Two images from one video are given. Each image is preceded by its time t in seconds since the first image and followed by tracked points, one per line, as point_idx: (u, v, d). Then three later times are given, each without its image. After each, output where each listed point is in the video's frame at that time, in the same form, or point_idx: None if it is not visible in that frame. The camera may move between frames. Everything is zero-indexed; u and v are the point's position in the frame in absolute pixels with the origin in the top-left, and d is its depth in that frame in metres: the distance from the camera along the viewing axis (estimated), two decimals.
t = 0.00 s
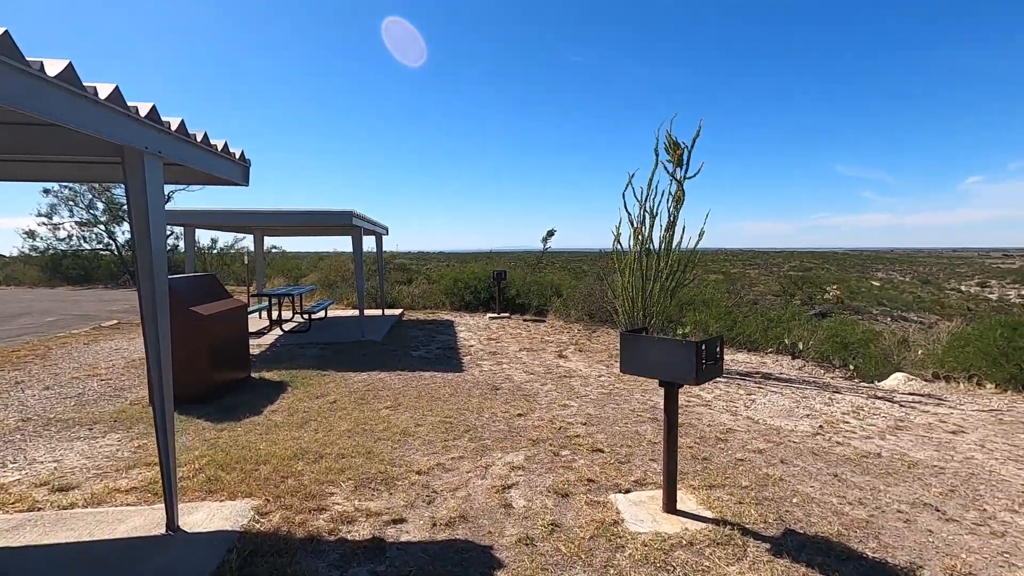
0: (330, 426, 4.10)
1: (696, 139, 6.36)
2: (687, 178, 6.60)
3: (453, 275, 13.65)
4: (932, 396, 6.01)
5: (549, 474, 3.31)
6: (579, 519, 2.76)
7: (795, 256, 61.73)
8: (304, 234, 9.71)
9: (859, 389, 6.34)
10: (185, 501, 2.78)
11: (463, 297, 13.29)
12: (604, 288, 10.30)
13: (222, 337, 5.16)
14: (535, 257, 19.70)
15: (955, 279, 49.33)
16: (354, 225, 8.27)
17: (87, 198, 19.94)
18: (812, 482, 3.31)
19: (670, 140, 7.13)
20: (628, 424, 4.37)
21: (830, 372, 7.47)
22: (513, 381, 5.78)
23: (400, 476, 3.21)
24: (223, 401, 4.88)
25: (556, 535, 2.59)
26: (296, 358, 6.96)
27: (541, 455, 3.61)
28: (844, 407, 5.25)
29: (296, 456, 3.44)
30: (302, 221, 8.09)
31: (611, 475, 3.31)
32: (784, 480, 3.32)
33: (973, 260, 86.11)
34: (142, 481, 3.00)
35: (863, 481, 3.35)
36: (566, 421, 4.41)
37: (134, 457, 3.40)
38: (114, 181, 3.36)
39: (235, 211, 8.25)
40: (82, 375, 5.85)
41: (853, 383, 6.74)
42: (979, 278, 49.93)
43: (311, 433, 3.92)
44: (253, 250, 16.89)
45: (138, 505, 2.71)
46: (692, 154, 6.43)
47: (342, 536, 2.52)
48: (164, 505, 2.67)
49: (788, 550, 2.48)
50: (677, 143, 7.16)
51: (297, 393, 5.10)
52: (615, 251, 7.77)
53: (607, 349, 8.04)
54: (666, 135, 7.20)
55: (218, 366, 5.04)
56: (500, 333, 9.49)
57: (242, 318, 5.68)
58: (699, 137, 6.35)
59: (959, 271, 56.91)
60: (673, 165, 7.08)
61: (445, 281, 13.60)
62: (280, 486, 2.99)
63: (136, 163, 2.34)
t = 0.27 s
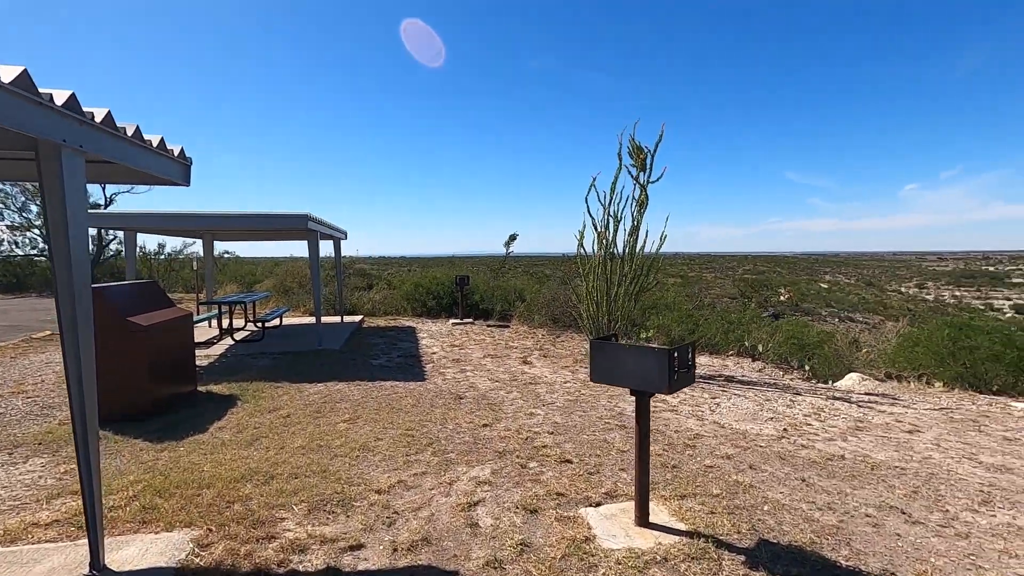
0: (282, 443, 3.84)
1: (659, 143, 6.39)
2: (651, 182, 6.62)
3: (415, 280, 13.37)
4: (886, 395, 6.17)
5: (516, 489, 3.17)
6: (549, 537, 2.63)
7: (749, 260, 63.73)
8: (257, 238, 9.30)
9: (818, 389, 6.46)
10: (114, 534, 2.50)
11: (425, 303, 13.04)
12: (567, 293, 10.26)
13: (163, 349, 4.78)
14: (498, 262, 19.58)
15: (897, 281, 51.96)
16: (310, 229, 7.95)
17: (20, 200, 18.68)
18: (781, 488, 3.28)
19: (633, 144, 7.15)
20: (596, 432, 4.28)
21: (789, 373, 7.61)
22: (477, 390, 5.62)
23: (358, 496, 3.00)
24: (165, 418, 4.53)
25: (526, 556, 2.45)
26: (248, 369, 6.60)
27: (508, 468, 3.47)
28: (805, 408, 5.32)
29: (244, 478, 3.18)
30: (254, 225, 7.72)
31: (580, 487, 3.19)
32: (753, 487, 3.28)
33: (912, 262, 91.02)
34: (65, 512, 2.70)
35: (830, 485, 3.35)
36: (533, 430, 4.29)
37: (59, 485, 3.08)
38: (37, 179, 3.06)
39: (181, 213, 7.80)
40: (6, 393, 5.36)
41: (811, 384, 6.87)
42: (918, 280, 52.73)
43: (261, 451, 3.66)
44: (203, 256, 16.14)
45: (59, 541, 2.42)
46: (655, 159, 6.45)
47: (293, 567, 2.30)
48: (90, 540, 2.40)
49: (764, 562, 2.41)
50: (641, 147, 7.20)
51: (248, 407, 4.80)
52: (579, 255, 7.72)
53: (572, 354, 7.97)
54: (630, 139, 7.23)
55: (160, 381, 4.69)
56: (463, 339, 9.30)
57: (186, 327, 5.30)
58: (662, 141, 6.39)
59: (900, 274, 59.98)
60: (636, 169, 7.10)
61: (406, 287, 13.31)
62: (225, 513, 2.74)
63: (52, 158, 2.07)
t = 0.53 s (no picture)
0: (236, 464, 3.56)
1: (629, 149, 6.39)
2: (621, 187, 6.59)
3: (379, 286, 13.02)
4: (850, 399, 6.27)
5: (491, 508, 3.00)
6: (529, 562, 2.47)
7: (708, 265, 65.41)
8: (210, 242, 8.84)
9: (785, 394, 6.52)
10: None
11: (389, 309, 12.71)
12: (536, 298, 10.16)
13: (102, 364, 4.40)
14: (464, 267, 19.33)
15: (847, 285, 54.15)
16: (268, 233, 7.59)
17: None
18: (761, 500, 3.21)
19: (603, 150, 7.13)
20: (571, 444, 4.15)
21: (755, 378, 7.68)
22: (446, 400, 5.42)
23: (320, 523, 2.78)
24: (105, 439, 4.17)
25: None
26: (200, 383, 6.21)
27: (481, 486, 3.30)
28: (775, 414, 5.33)
29: (193, 506, 2.91)
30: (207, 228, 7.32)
31: (558, 505, 3.05)
32: (733, 499, 3.21)
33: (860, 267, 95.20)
34: None
35: (808, 495, 3.31)
36: (505, 443, 4.12)
37: None
38: None
39: (125, 216, 7.31)
40: None
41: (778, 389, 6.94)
42: (867, 284, 55.10)
43: (213, 474, 3.38)
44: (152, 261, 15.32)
45: None
46: (625, 164, 6.45)
47: None
48: None
49: None
50: (609, 152, 7.16)
51: (199, 424, 4.47)
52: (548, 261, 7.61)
53: (542, 361, 7.85)
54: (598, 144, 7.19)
55: (100, 398, 4.32)
56: (430, 347, 9.06)
57: (129, 338, 4.90)
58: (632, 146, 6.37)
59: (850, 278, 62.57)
60: (606, 174, 7.07)
61: (370, 293, 12.94)
62: (170, 548, 2.47)
63: None
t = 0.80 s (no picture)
0: (219, 483, 3.36)
1: (624, 149, 6.30)
2: (615, 187, 6.48)
3: (367, 289, 12.77)
4: (848, 402, 6.19)
5: (491, 528, 2.84)
6: None
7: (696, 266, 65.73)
8: (192, 246, 8.57)
9: (783, 398, 6.42)
10: None
11: (378, 314, 12.48)
12: (528, 302, 10.02)
13: (76, 377, 4.18)
14: (454, 269, 19.14)
15: (833, 285, 54.71)
16: (252, 236, 7.36)
17: None
18: (771, 513, 3.09)
19: (596, 151, 7.03)
20: (571, 455, 3.99)
21: (751, 381, 7.59)
22: (439, 409, 5.25)
23: (308, 548, 2.59)
24: (78, 457, 3.94)
25: None
26: (182, 393, 5.96)
27: (479, 503, 3.13)
28: (776, 419, 5.23)
29: (171, 531, 2.71)
30: (189, 232, 7.08)
31: (562, 523, 2.89)
32: (743, 513, 3.07)
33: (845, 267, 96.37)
34: None
35: (819, 507, 3.19)
36: (502, 455, 3.96)
37: None
38: None
39: (102, 219, 7.03)
40: None
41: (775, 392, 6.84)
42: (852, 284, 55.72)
43: (193, 495, 3.18)
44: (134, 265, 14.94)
45: None
46: (619, 165, 6.35)
47: None
48: None
49: None
50: (601, 152, 7.06)
51: (180, 438, 4.25)
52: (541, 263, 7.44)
53: (536, 366, 7.69)
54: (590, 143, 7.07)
55: (74, 413, 4.10)
56: (421, 352, 8.86)
57: (105, 349, 4.68)
58: (627, 146, 6.26)
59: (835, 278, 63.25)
60: (599, 175, 6.96)
61: (358, 296, 12.69)
62: None
63: None
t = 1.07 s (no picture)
0: (204, 494, 3.15)
1: (627, 144, 6.13)
2: (618, 184, 6.30)
3: (363, 289, 12.54)
4: (859, 404, 6.01)
5: (496, 543, 2.64)
6: None
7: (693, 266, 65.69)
8: (183, 246, 8.33)
9: (792, 400, 6.24)
10: None
11: (374, 315, 12.27)
12: (527, 302, 9.82)
13: (56, 382, 3.96)
14: (451, 269, 18.91)
15: (830, 285, 54.73)
16: (244, 234, 7.14)
17: None
18: (794, 524, 2.89)
19: (599, 146, 6.86)
20: (577, 462, 3.80)
21: (757, 382, 7.41)
22: (437, 413, 5.04)
23: (299, 567, 2.39)
24: (56, 466, 3.72)
25: None
26: (169, 397, 5.73)
27: (483, 515, 2.93)
28: (787, 422, 5.04)
29: (149, 549, 2.50)
30: (178, 230, 6.85)
31: (572, 537, 2.70)
32: (764, 525, 2.88)
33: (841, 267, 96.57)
34: None
35: (843, 517, 3.00)
36: (505, 462, 3.76)
37: None
38: None
39: (87, 216, 6.77)
40: None
41: (783, 394, 6.66)
42: (849, 284, 55.74)
43: (176, 508, 2.96)
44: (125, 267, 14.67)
45: None
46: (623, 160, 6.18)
47: None
48: None
49: None
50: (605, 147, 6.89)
51: (164, 445, 4.03)
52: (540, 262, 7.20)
53: (536, 367, 7.49)
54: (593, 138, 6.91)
55: (53, 419, 3.88)
56: (418, 354, 8.64)
57: (89, 352, 4.46)
58: (631, 141, 6.10)
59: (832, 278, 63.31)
60: (602, 172, 6.79)
61: (354, 297, 12.46)
62: None
63: None
